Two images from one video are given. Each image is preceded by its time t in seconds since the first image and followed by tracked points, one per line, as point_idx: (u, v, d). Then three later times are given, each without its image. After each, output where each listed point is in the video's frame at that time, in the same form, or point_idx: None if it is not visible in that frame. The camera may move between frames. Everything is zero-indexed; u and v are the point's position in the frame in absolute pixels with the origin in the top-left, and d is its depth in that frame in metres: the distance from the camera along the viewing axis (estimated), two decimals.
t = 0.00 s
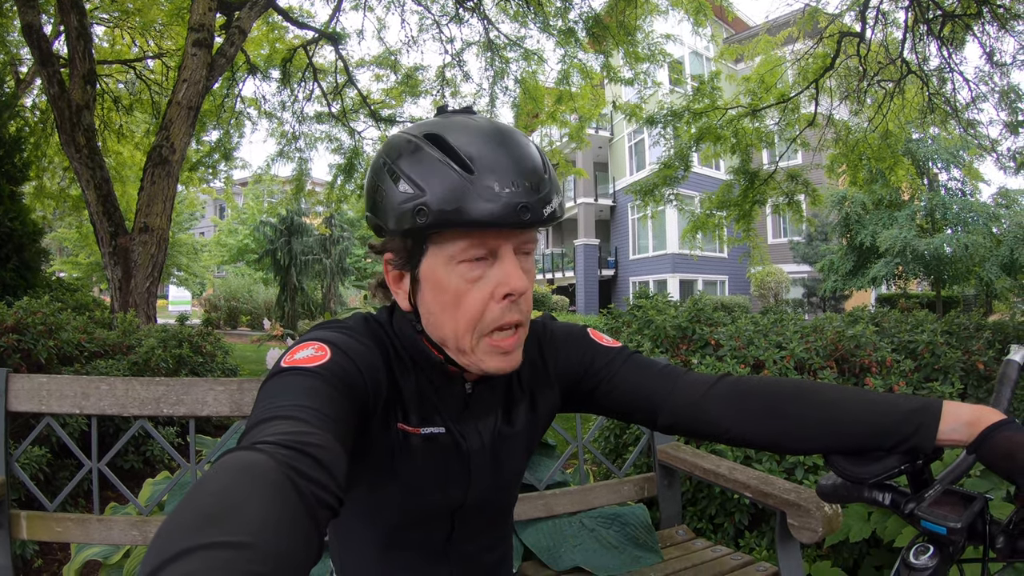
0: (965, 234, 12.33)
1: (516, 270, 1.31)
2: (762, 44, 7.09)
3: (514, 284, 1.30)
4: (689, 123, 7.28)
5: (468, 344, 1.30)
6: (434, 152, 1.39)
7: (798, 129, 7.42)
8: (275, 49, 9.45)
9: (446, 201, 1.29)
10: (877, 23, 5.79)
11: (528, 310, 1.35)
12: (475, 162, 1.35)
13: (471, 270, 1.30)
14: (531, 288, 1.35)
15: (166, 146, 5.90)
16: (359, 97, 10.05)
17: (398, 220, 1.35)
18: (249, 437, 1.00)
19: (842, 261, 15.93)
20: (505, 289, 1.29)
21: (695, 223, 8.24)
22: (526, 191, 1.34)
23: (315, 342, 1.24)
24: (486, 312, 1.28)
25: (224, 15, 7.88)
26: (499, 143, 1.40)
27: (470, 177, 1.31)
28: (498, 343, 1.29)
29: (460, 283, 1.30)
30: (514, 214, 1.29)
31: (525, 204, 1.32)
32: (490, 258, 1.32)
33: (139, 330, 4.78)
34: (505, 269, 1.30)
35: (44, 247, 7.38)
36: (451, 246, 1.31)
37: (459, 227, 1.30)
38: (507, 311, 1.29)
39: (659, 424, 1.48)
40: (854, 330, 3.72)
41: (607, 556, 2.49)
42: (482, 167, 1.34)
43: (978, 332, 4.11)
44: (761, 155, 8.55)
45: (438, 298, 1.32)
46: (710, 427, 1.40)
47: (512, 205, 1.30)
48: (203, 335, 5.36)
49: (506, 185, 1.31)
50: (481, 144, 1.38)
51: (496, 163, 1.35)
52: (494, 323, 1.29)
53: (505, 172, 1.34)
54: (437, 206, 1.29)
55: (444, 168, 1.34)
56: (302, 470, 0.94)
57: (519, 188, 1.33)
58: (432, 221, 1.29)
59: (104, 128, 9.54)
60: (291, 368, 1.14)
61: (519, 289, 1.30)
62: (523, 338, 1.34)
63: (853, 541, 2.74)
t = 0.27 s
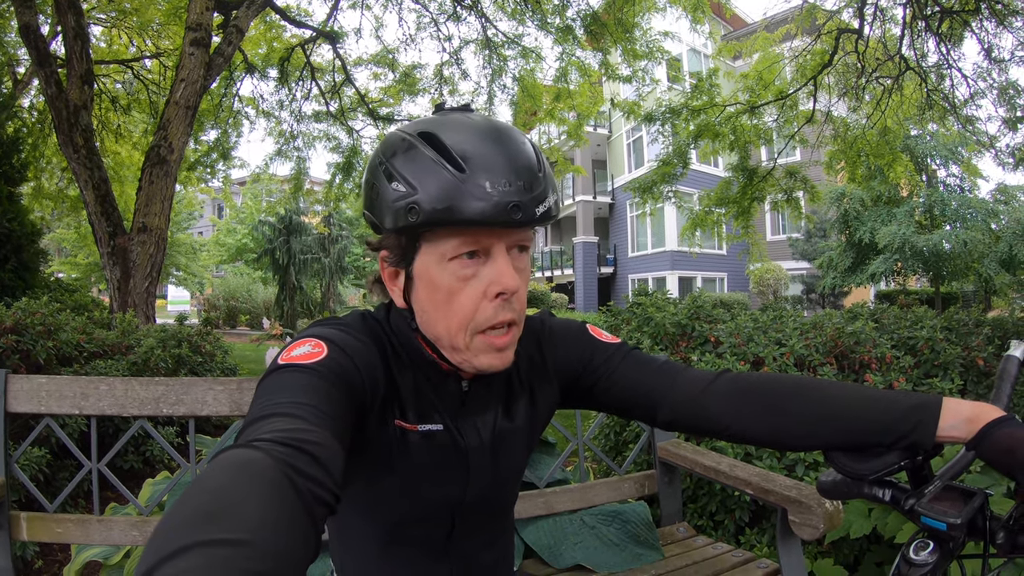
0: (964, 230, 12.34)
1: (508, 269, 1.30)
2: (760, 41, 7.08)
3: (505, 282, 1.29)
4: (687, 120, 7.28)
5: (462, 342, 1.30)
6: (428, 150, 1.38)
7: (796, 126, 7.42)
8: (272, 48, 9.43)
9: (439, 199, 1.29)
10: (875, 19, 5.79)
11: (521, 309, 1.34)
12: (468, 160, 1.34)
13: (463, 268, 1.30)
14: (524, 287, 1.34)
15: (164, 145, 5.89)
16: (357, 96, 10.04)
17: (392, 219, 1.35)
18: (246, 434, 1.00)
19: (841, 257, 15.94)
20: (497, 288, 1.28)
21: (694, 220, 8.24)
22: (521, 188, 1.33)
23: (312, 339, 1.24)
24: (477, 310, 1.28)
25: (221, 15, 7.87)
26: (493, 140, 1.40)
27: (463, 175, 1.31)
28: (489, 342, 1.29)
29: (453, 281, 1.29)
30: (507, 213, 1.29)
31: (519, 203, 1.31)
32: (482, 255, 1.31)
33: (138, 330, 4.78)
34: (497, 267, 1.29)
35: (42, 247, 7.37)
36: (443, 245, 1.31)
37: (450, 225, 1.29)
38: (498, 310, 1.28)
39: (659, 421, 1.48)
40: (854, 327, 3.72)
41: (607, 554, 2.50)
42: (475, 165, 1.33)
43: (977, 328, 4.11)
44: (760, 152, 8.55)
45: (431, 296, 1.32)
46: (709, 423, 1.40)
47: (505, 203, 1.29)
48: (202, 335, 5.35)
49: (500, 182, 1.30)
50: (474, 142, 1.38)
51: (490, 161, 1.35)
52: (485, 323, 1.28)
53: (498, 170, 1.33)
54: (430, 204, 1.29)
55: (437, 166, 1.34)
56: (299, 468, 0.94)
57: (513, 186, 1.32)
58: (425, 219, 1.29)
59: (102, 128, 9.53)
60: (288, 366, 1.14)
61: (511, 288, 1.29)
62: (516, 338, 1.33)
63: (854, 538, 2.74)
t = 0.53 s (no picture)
0: (964, 229, 12.34)
1: (508, 265, 1.30)
2: (760, 40, 7.08)
3: (504, 278, 1.28)
4: (687, 119, 7.26)
5: (462, 337, 1.29)
6: (432, 147, 1.38)
7: (796, 125, 7.41)
8: (271, 48, 9.43)
9: (441, 196, 1.29)
10: (875, 18, 5.78)
11: (522, 305, 1.33)
12: (470, 156, 1.34)
13: (463, 263, 1.30)
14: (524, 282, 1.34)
15: (164, 146, 5.88)
16: (357, 96, 10.03)
17: (395, 215, 1.35)
18: (248, 435, 0.99)
19: (841, 256, 15.92)
20: (497, 284, 1.28)
21: (694, 220, 8.24)
22: (522, 185, 1.33)
23: (313, 339, 1.24)
24: (477, 304, 1.28)
25: (221, 15, 7.87)
26: (496, 137, 1.39)
27: (464, 171, 1.31)
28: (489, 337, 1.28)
29: (453, 276, 1.29)
30: (507, 210, 1.28)
31: (520, 199, 1.31)
32: (482, 251, 1.31)
33: (138, 330, 4.77)
34: (497, 263, 1.29)
35: (42, 248, 7.37)
36: (444, 240, 1.31)
37: (451, 221, 1.29)
38: (498, 306, 1.28)
39: (660, 420, 1.47)
40: (854, 326, 3.72)
41: (609, 554, 2.50)
42: (478, 160, 1.33)
43: (978, 326, 4.11)
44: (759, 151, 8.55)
45: (432, 291, 1.32)
46: (711, 423, 1.40)
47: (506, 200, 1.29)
48: (202, 336, 5.35)
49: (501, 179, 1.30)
50: (478, 139, 1.38)
51: (492, 158, 1.34)
52: (485, 318, 1.28)
53: (500, 167, 1.33)
54: (431, 201, 1.29)
55: (439, 163, 1.34)
56: (302, 468, 0.93)
57: (514, 182, 1.32)
58: (426, 216, 1.29)
59: (101, 129, 9.52)
60: (289, 366, 1.13)
61: (511, 284, 1.29)
62: (516, 334, 1.32)
63: (855, 537, 2.74)
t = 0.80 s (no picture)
0: (965, 231, 12.33)
1: (498, 262, 1.29)
2: (761, 41, 7.07)
3: (493, 275, 1.27)
4: (689, 120, 7.26)
5: (451, 334, 1.28)
6: (432, 146, 1.39)
7: (797, 126, 7.41)
8: (272, 48, 9.44)
9: (437, 194, 1.29)
10: (876, 20, 5.77)
11: (513, 305, 1.31)
12: (468, 154, 1.34)
13: (455, 260, 1.30)
14: (516, 282, 1.32)
15: (165, 145, 5.89)
16: (358, 96, 10.03)
17: (393, 213, 1.36)
18: (248, 437, 0.99)
19: (842, 257, 15.90)
20: (485, 281, 1.27)
21: (695, 220, 8.23)
22: (519, 184, 1.33)
23: (313, 340, 1.23)
24: (466, 301, 1.27)
25: (222, 15, 7.87)
26: (495, 136, 1.39)
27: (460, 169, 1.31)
28: (476, 336, 1.27)
29: (445, 273, 1.29)
30: (501, 209, 1.28)
31: (514, 198, 1.30)
32: (475, 249, 1.31)
33: (138, 330, 4.77)
34: (487, 261, 1.28)
35: (42, 247, 7.37)
36: (436, 236, 1.31)
37: (444, 217, 1.29)
38: (485, 304, 1.26)
39: (661, 422, 1.47)
40: (856, 327, 3.71)
41: (610, 555, 2.49)
42: (475, 159, 1.33)
43: (979, 328, 4.10)
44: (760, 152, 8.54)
45: (425, 286, 1.32)
46: (712, 425, 1.40)
47: (500, 198, 1.28)
48: (203, 335, 5.35)
49: (498, 177, 1.30)
50: (477, 138, 1.38)
51: (489, 156, 1.34)
52: (473, 316, 1.27)
53: (497, 166, 1.32)
54: (427, 199, 1.29)
55: (438, 162, 1.34)
56: (303, 470, 0.93)
57: (510, 181, 1.31)
58: (421, 213, 1.30)
59: (102, 128, 9.52)
60: (289, 367, 1.13)
61: (499, 282, 1.27)
62: (506, 334, 1.30)
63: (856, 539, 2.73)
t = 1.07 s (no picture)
0: (966, 233, 12.34)
1: (503, 268, 1.29)
2: (763, 43, 7.07)
3: (499, 281, 1.27)
4: (691, 121, 7.26)
5: (458, 341, 1.29)
6: (435, 149, 1.38)
7: (799, 127, 7.39)
8: (275, 48, 9.45)
9: (441, 199, 1.28)
10: (878, 21, 5.77)
11: (518, 310, 1.31)
12: (471, 158, 1.33)
13: (459, 266, 1.29)
14: (520, 286, 1.32)
15: (167, 144, 5.89)
16: (360, 96, 10.03)
17: (396, 217, 1.35)
18: (253, 438, 0.99)
19: (843, 259, 15.89)
20: (491, 288, 1.27)
21: (697, 222, 8.24)
22: (522, 189, 1.32)
23: (317, 341, 1.23)
24: (471, 307, 1.27)
25: (224, 14, 7.88)
26: (497, 139, 1.38)
27: (464, 174, 1.30)
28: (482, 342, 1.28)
29: (449, 278, 1.29)
30: (506, 214, 1.27)
31: (519, 203, 1.29)
32: (479, 254, 1.30)
33: (139, 329, 4.77)
34: (492, 266, 1.28)
35: (44, 245, 7.38)
36: (440, 241, 1.31)
37: (448, 222, 1.29)
38: (491, 310, 1.26)
39: (663, 423, 1.46)
40: (857, 329, 3.70)
41: (612, 557, 2.48)
42: (479, 163, 1.32)
43: (981, 330, 4.09)
44: (762, 154, 8.54)
45: (429, 292, 1.32)
46: (714, 427, 1.39)
47: (504, 203, 1.27)
48: (204, 334, 5.35)
49: (501, 181, 1.29)
50: (480, 141, 1.37)
51: (493, 159, 1.33)
52: (479, 322, 1.27)
53: (500, 170, 1.31)
54: (431, 203, 1.29)
55: (441, 165, 1.33)
56: (306, 471, 0.93)
57: (514, 185, 1.30)
58: (425, 217, 1.29)
59: (104, 127, 9.53)
60: (292, 368, 1.13)
61: (505, 288, 1.27)
62: (510, 339, 1.31)
63: (858, 542, 2.73)
